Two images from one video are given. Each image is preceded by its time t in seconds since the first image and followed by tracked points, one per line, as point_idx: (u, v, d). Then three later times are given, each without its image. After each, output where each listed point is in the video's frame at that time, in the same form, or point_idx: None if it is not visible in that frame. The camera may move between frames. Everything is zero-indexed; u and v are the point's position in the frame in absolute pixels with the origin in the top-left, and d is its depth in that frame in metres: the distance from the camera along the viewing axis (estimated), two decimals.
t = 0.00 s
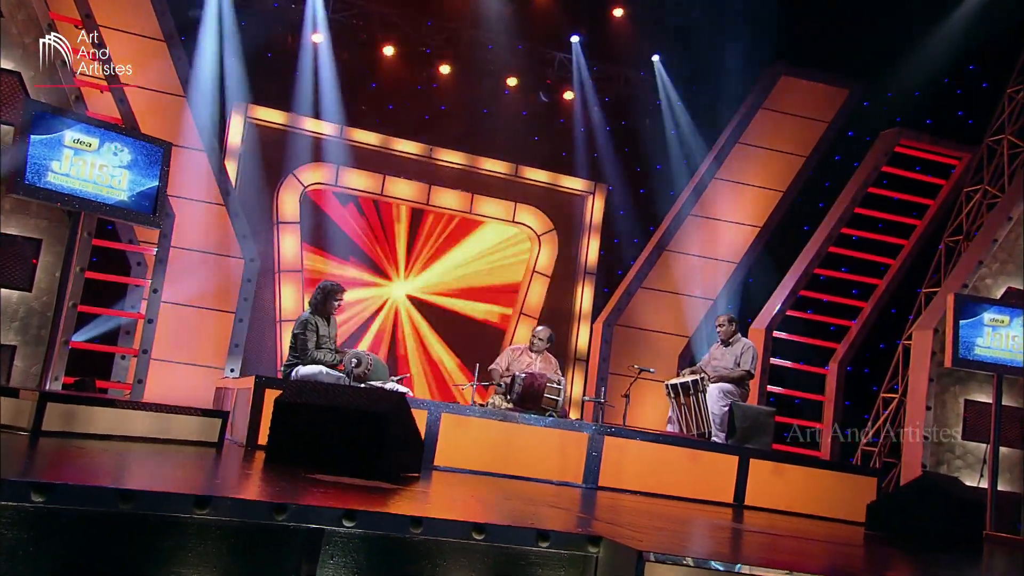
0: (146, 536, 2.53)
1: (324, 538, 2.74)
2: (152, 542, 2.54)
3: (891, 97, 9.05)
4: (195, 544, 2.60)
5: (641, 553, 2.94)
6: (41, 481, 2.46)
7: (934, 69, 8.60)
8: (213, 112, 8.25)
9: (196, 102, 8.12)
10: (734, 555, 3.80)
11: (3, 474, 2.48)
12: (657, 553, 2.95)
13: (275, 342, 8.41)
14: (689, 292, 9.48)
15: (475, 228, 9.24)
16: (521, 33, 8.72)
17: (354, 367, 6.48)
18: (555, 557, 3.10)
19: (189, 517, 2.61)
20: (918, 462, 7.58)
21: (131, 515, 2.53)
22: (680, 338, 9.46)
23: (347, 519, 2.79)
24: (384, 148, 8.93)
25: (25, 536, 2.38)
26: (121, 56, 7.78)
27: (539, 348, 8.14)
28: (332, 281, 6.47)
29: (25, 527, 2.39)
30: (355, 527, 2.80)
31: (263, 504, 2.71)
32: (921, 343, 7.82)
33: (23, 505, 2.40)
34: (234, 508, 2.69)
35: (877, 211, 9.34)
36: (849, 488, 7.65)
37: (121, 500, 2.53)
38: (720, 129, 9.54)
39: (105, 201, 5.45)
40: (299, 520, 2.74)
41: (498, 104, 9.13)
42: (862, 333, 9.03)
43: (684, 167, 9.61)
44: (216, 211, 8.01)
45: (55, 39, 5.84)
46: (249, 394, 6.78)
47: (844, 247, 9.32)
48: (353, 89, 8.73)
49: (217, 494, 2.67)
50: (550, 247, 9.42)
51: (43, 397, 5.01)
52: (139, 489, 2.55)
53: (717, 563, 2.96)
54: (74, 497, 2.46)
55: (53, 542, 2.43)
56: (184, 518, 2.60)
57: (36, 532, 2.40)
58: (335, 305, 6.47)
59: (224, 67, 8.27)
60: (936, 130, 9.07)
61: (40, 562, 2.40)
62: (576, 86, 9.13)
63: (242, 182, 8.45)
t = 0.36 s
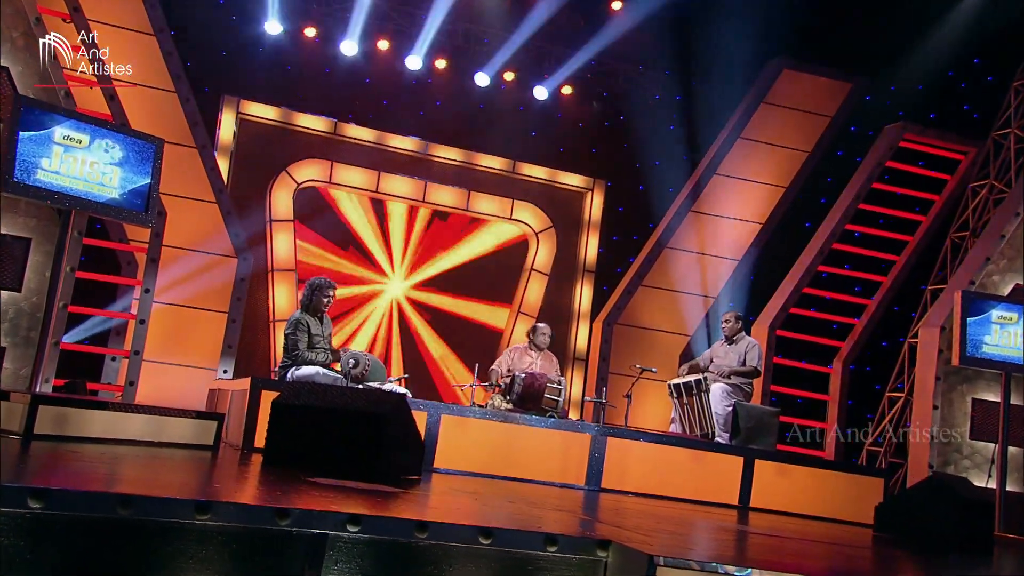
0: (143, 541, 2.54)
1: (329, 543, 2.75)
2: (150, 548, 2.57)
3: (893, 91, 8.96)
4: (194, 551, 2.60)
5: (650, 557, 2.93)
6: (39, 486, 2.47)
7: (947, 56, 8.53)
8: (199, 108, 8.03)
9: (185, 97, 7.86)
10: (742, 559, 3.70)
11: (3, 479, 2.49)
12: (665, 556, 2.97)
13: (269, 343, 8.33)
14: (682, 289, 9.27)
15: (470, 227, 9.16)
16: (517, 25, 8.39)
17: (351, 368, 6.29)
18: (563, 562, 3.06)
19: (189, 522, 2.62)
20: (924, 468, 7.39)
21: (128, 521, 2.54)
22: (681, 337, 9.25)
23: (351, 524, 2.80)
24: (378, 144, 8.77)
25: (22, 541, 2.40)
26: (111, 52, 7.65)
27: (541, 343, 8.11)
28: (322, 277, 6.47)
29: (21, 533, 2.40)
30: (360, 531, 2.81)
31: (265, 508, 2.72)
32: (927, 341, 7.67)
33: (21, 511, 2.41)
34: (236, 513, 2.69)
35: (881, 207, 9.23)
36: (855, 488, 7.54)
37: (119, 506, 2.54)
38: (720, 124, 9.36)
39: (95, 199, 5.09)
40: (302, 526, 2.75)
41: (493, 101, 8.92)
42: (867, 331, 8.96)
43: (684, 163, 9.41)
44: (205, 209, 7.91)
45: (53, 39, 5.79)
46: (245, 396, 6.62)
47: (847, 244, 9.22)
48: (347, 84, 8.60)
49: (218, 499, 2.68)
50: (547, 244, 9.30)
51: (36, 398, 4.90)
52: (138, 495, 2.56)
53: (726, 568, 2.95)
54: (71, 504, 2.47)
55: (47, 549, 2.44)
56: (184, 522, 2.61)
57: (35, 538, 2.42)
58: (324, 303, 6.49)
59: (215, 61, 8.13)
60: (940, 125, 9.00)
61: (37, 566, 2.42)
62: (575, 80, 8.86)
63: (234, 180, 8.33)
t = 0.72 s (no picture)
0: (145, 543, 2.43)
1: (332, 544, 2.64)
2: (152, 547, 2.44)
3: (895, 82, 8.87)
4: (195, 551, 2.49)
5: (659, 556, 2.82)
6: (34, 486, 2.34)
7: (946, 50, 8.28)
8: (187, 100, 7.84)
9: (175, 87, 7.74)
10: (749, 559, 3.59)
11: None
12: (676, 555, 2.85)
13: (259, 341, 8.14)
14: (694, 285, 9.24)
15: (467, 221, 8.95)
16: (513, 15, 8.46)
17: (348, 364, 6.18)
18: (571, 561, 2.94)
19: (189, 522, 2.49)
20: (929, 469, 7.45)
21: (128, 521, 2.41)
22: (682, 331, 9.21)
23: (355, 524, 2.68)
24: (373, 136, 8.64)
25: (19, 542, 2.27)
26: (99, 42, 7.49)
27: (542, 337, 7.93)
28: (322, 271, 6.47)
29: (19, 534, 2.27)
30: (364, 531, 2.69)
31: (268, 508, 2.60)
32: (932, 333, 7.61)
33: (18, 512, 2.27)
34: (238, 512, 2.57)
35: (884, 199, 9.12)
36: (860, 484, 7.45)
37: (118, 505, 2.41)
38: (721, 115, 9.25)
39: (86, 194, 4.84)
40: (305, 526, 2.63)
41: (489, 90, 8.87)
42: (869, 325, 8.92)
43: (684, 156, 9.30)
44: (196, 200, 7.84)
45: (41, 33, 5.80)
46: (241, 393, 6.49)
47: (849, 237, 9.11)
48: (341, 75, 8.48)
49: (221, 498, 2.56)
50: (545, 237, 9.11)
51: (28, 397, 4.72)
52: (137, 495, 2.43)
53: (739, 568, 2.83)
54: (71, 505, 2.34)
55: (45, 551, 2.32)
56: (186, 523, 2.49)
57: (31, 539, 2.28)
58: (323, 296, 6.49)
59: (205, 50, 8.01)
60: (944, 114, 8.87)
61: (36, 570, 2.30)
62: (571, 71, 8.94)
63: (226, 172, 8.18)
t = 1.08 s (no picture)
0: (143, 546, 2.32)
1: (335, 545, 2.53)
2: (147, 549, 2.32)
3: (896, 73, 8.67)
4: (194, 552, 2.37)
5: (667, 556, 2.72)
6: (31, 487, 2.25)
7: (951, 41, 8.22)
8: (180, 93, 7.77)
9: (166, 81, 7.68)
10: (755, 559, 3.50)
11: None
12: (683, 556, 2.74)
13: (253, 336, 8.05)
14: (691, 280, 9.09)
15: (466, 215, 8.93)
16: (509, 8, 8.05)
17: (345, 361, 6.00)
18: (578, 562, 2.84)
19: (188, 523, 2.38)
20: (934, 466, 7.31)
21: (127, 522, 2.31)
22: (682, 327, 9.07)
23: (358, 524, 2.59)
24: (366, 129, 8.52)
25: (15, 545, 2.16)
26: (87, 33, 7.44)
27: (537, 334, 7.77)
28: (321, 268, 6.42)
29: (15, 537, 2.17)
30: (367, 532, 2.59)
31: (268, 507, 2.50)
32: (937, 329, 7.50)
33: (15, 514, 2.18)
34: (237, 512, 2.46)
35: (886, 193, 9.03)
36: (862, 482, 7.37)
37: (117, 506, 2.31)
38: (719, 107, 9.14)
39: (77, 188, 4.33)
40: (306, 527, 2.52)
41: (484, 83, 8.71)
42: (871, 321, 8.81)
43: (681, 148, 9.19)
44: (189, 196, 7.75)
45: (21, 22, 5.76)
46: (235, 391, 6.36)
47: (851, 231, 9.01)
48: (334, 67, 8.35)
49: (221, 499, 2.45)
50: (542, 232, 9.08)
51: (19, 396, 4.62)
52: (136, 496, 2.33)
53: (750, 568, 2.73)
54: (70, 506, 2.24)
55: (44, 555, 2.21)
56: (185, 524, 2.38)
57: (26, 540, 2.18)
58: (323, 293, 6.37)
59: (195, 42, 7.88)
60: (946, 106, 8.79)
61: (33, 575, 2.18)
62: (570, 62, 8.57)
63: (217, 165, 8.09)
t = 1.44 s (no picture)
0: (140, 553, 2.19)
1: (334, 547, 2.42)
2: (143, 554, 2.19)
3: (898, 65, 8.68)
4: (192, 556, 2.25)
5: (674, 557, 2.62)
6: (26, 488, 2.12)
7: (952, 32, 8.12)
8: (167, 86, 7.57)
9: (154, 73, 7.48)
10: (759, 560, 3.41)
11: None
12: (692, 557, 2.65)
13: (245, 334, 7.98)
14: (691, 276, 9.01)
15: (459, 211, 8.80)
16: None
17: (340, 360, 5.92)
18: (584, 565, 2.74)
19: (186, 525, 2.27)
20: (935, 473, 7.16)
21: (122, 525, 2.18)
22: (678, 325, 9.00)
23: (359, 526, 2.47)
24: (359, 122, 8.39)
25: (8, 549, 2.05)
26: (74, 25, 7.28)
27: (531, 333, 7.70)
28: (318, 264, 6.23)
29: (9, 540, 2.06)
30: (368, 534, 2.48)
31: (268, 508, 2.37)
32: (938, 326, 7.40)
33: (8, 516, 2.06)
34: (236, 514, 2.33)
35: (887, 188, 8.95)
36: (865, 481, 7.26)
37: (113, 509, 2.19)
38: (718, 101, 9.05)
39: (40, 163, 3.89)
40: (307, 529, 2.40)
41: (479, 77, 8.58)
42: (873, 317, 8.69)
43: (679, 143, 9.09)
44: (179, 190, 7.62)
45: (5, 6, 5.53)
46: (228, 390, 6.23)
47: (853, 227, 8.89)
48: (325, 59, 8.21)
49: (220, 500, 2.33)
50: (538, 228, 8.97)
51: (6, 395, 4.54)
52: (132, 497, 2.21)
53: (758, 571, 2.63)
54: (64, 508, 2.12)
55: (39, 558, 2.09)
56: (183, 526, 2.26)
57: (16, 545, 2.06)
58: (321, 290, 6.24)
59: (184, 34, 7.74)
60: (948, 99, 8.67)
61: None
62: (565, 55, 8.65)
63: (207, 160, 7.95)
